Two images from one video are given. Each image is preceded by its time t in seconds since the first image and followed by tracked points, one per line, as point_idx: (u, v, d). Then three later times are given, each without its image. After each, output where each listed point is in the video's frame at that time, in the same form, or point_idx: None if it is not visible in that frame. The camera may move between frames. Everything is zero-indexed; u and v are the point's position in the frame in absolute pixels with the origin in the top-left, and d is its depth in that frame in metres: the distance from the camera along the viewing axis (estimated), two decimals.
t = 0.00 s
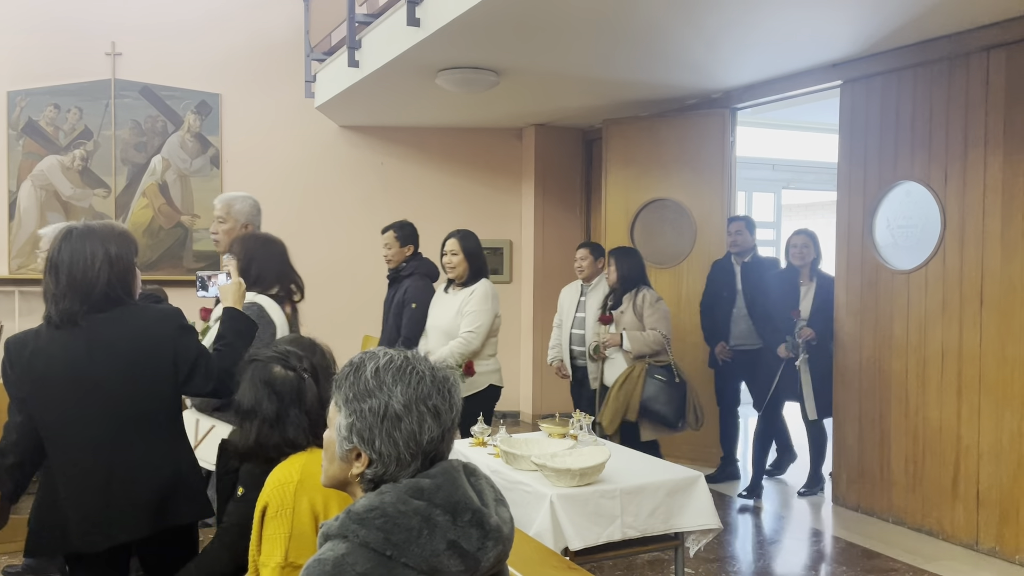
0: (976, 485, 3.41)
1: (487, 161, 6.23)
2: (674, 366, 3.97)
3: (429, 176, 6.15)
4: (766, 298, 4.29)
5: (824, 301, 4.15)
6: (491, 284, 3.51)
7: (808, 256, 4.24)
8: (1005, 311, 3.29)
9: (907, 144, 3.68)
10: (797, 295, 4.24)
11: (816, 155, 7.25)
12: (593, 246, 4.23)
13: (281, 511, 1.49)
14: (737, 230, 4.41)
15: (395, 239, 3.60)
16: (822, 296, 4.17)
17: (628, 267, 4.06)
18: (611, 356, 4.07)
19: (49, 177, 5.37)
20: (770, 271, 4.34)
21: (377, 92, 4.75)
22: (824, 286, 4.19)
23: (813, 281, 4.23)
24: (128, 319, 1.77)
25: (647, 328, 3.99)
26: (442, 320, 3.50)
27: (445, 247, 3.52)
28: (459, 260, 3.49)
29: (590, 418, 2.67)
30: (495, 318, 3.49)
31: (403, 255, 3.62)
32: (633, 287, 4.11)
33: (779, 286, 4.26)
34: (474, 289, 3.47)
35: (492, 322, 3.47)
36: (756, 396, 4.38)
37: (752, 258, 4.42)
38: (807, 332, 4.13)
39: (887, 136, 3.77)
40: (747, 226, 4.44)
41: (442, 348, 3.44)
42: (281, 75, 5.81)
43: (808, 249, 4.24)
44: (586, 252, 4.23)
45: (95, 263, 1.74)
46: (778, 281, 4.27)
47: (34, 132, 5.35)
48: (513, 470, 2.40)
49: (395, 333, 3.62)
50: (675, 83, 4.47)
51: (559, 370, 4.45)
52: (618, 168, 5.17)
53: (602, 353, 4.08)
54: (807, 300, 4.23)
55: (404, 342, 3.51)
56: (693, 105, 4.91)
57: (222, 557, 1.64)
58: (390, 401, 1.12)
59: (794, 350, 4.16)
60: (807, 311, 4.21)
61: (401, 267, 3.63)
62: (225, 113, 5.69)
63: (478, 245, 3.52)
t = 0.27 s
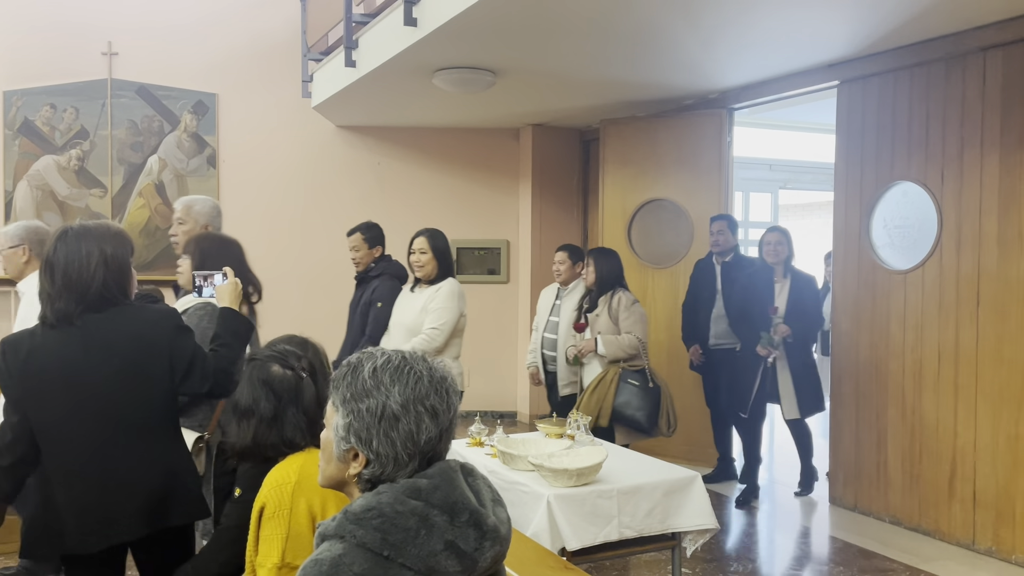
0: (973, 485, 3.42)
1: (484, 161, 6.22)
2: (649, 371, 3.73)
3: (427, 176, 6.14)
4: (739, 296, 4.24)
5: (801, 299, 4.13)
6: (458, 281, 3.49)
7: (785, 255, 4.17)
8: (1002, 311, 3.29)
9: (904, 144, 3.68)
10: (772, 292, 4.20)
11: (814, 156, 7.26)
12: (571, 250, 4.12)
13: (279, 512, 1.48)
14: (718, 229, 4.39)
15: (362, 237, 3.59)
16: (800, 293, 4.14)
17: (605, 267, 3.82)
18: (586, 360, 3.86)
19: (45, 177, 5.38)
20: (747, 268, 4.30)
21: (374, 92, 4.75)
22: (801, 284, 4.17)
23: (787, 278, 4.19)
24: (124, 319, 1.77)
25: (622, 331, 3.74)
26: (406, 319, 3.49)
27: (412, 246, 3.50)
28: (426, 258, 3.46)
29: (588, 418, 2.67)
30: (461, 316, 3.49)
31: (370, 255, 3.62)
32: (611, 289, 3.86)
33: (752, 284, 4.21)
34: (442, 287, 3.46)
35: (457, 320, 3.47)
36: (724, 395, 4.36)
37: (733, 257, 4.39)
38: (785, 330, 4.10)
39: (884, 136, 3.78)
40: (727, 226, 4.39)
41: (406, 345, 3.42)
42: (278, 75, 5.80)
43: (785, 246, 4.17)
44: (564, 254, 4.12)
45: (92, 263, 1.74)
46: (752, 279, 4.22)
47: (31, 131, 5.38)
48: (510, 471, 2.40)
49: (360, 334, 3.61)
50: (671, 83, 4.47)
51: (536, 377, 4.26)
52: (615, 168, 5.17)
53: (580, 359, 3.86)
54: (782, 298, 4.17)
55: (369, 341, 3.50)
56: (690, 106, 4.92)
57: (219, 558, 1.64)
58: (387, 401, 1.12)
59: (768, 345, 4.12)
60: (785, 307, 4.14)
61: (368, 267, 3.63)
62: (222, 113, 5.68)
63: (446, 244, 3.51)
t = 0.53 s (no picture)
0: (969, 484, 3.42)
1: (481, 162, 6.20)
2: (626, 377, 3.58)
3: (424, 176, 6.13)
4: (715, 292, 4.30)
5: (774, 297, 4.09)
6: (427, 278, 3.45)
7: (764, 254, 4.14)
8: (998, 311, 3.30)
9: (900, 145, 3.69)
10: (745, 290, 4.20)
11: (811, 156, 7.26)
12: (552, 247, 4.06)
13: (270, 513, 1.48)
14: (702, 231, 4.48)
15: (335, 233, 3.61)
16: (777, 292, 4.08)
17: (589, 267, 3.80)
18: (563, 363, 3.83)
19: (42, 177, 5.38)
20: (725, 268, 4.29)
21: (371, 92, 4.75)
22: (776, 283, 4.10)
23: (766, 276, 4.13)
24: (120, 319, 1.77)
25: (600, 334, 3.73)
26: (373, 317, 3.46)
27: (382, 246, 3.48)
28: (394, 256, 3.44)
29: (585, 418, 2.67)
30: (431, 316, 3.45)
31: (340, 252, 3.62)
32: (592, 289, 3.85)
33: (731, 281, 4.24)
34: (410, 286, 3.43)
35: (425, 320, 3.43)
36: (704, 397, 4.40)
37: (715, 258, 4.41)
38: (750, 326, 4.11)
39: (880, 136, 3.79)
40: (711, 227, 4.47)
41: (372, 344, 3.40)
42: (275, 75, 5.80)
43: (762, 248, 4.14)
44: (542, 251, 4.05)
45: (87, 263, 1.74)
46: (729, 277, 4.25)
47: (27, 132, 5.39)
48: (507, 471, 2.40)
49: (330, 332, 3.59)
50: (668, 83, 4.47)
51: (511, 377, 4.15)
52: (612, 169, 5.17)
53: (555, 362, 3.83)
54: (756, 296, 4.14)
55: (337, 340, 3.48)
56: (688, 106, 4.93)
57: (215, 562, 1.64)
58: (383, 401, 1.12)
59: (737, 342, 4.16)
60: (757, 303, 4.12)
61: (338, 265, 3.63)
62: (219, 113, 5.68)
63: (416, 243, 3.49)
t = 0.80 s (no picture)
0: (966, 484, 3.43)
1: (478, 162, 6.19)
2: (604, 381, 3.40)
3: (422, 177, 6.13)
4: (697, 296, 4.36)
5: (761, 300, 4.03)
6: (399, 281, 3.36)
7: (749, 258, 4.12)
8: (995, 311, 3.30)
9: (897, 145, 3.70)
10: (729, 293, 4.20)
11: (809, 157, 7.26)
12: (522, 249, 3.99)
13: (267, 511, 1.48)
14: (688, 232, 4.51)
15: (306, 236, 3.56)
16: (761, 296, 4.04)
17: (570, 266, 3.72)
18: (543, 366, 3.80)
19: (39, 178, 5.40)
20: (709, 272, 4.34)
21: (369, 94, 4.75)
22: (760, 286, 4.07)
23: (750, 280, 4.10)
24: (118, 320, 1.77)
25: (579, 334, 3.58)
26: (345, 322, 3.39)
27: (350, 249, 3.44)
28: (365, 261, 3.36)
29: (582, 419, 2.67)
30: (404, 320, 3.36)
31: (311, 256, 3.57)
32: (572, 289, 3.73)
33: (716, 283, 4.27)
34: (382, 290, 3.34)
35: (398, 325, 3.34)
36: (684, 399, 4.43)
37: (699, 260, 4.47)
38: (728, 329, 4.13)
39: (877, 137, 3.79)
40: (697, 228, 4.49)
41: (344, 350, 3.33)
42: (272, 77, 5.80)
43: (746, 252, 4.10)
44: (512, 254, 3.98)
45: (85, 264, 1.74)
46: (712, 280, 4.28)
47: (24, 133, 5.40)
48: (505, 471, 2.40)
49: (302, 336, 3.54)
50: (665, 84, 4.48)
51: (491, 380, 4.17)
52: (610, 169, 5.18)
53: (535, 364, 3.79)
54: (738, 299, 4.14)
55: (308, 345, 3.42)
56: (684, 107, 4.94)
57: (214, 563, 1.64)
58: (380, 402, 1.12)
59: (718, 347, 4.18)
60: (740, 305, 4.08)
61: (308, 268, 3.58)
62: (216, 114, 5.68)
63: (387, 247, 3.38)
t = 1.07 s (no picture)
0: (965, 484, 3.43)
1: (477, 164, 6.21)
2: (583, 388, 3.37)
3: (421, 178, 6.13)
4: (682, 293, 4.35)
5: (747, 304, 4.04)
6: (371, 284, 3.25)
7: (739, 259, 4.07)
8: (993, 311, 3.31)
9: (895, 146, 3.70)
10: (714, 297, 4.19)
11: (808, 158, 7.27)
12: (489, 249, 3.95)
13: (274, 513, 1.48)
14: (671, 231, 4.51)
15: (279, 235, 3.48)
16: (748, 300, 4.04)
17: (544, 271, 3.72)
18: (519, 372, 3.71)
19: (38, 180, 5.38)
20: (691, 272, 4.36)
21: (369, 95, 4.75)
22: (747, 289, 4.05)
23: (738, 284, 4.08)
24: (117, 322, 1.77)
25: (555, 340, 3.59)
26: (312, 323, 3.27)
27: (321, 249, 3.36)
28: (336, 262, 3.27)
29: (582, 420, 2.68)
30: (375, 325, 3.25)
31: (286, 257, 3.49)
32: (547, 295, 3.73)
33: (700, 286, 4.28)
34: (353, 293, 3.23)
35: (368, 330, 3.23)
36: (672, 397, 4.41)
37: (682, 259, 4.45)
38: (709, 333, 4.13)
39: (875, 138, 3.80)
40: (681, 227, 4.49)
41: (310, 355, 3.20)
42: (271, 78, 5.80)
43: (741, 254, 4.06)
44: (477, 254, 3.93)
45: (83, 266, 1.74)
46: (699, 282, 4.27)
47: (23, 135, 5.37)
48: (504, 473, 2.40)
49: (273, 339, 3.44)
50: (664, 85, 4.48)
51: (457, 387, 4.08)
52: (609, 171, 5.19)
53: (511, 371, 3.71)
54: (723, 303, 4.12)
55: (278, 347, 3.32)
56: (683, 108, 4.95)
57: (213, 564, 1.63)
58: (379, 404, 1.13)
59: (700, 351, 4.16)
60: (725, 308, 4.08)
61: (282, 269, 3.50)
62: (215, 116, 5.68)
63: (359, 250, 3.30)
